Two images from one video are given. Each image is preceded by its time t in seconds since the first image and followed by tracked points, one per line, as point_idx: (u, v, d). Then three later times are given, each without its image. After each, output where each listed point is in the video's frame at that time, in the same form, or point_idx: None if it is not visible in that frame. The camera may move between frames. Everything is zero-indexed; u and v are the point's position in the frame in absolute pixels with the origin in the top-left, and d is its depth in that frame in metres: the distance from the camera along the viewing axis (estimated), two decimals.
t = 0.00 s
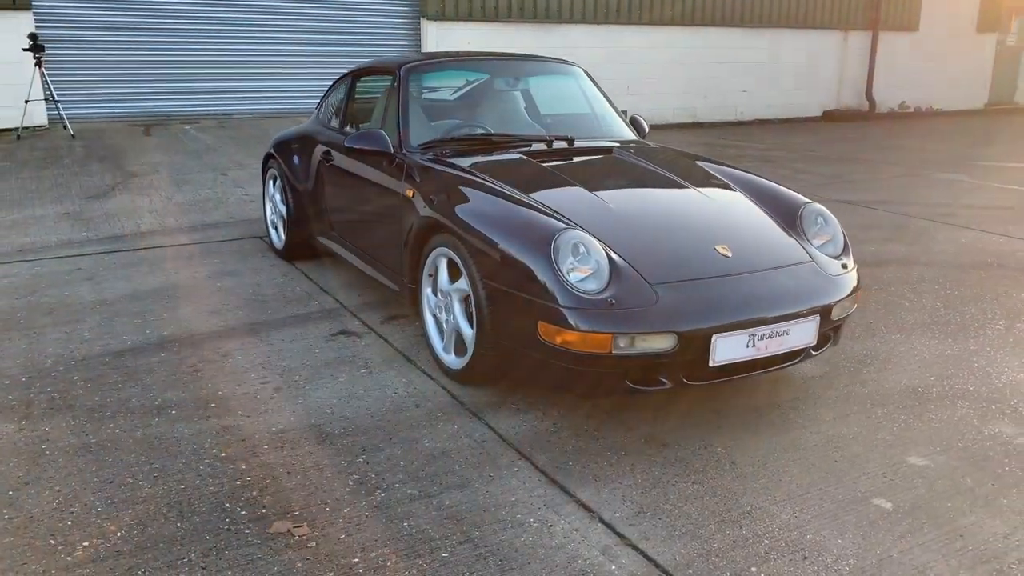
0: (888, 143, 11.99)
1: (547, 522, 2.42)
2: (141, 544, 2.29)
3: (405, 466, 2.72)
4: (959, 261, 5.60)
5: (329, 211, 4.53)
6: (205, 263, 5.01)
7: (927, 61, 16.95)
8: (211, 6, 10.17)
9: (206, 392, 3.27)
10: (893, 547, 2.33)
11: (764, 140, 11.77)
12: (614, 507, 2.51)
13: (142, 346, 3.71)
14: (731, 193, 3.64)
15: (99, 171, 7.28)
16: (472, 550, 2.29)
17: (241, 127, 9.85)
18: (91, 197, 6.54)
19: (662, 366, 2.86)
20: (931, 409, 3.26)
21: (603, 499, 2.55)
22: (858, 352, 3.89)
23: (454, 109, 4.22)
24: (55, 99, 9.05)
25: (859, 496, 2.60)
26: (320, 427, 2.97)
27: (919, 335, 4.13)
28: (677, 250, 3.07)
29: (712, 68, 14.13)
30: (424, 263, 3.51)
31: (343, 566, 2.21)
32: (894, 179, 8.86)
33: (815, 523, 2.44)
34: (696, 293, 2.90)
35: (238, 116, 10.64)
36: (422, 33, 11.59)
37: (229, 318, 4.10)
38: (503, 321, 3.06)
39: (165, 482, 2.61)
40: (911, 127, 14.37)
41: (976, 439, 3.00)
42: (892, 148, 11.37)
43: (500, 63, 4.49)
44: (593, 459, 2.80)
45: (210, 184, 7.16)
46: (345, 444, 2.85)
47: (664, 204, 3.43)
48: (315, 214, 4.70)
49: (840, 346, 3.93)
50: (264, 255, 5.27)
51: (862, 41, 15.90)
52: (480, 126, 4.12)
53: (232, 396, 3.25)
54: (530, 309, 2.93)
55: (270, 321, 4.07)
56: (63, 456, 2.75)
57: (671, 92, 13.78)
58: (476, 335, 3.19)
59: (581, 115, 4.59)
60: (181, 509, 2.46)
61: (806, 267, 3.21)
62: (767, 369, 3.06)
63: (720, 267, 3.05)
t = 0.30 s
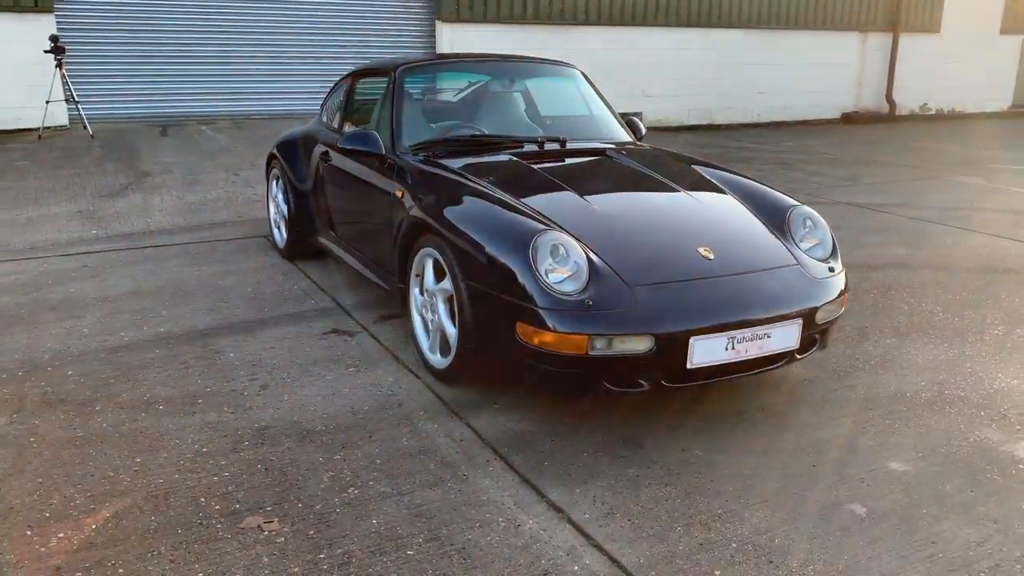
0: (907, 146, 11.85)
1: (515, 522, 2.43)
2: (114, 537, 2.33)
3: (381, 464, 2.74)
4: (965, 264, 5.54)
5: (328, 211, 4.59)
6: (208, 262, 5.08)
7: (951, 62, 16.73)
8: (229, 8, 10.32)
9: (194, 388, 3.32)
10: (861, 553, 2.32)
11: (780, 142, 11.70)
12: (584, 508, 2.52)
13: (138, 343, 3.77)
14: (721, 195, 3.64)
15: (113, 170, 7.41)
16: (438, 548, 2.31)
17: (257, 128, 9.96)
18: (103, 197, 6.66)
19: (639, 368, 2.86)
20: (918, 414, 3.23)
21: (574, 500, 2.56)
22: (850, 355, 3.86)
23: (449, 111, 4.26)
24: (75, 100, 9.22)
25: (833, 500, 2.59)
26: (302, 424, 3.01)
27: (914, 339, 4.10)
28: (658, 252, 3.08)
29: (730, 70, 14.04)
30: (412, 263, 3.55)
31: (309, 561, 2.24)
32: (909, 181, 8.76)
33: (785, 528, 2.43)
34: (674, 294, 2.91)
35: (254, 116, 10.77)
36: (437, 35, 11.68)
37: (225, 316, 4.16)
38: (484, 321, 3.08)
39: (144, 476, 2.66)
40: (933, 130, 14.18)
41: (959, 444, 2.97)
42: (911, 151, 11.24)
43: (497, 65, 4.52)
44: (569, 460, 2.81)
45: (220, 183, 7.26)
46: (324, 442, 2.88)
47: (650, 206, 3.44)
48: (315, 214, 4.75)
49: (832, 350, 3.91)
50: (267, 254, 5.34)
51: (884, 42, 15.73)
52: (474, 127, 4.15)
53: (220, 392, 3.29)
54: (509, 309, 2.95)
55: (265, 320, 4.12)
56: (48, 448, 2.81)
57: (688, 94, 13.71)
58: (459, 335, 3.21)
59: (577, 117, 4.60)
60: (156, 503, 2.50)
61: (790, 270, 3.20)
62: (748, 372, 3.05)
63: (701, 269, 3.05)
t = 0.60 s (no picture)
0: (941, 147, 11.55)
1: (487, 527, 2.40)
2: (86, 533, 2.33)
3: (361, 465, 2.72)
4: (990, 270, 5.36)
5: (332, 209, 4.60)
6: (216, 260, 5.12)
7: (994, 61, 16.25)
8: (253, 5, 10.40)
9: (186, 385, 3.33)
10: (839, 568, 2.25)
11: (809, 141, 11.47)
12: (560, 514, 2.47)
13: (136, 339, 3.80)
14: (723, 197, 3.55)
15: (135, 168, 7.49)
16: (406, 552, 2.28)
17: (280, 125, 10.03)
18: (122, 194, 6.74)
19: (625, 371, 2.81)
20: (920, 423, 3.12)
21: (552, 506, 2.52)
22: (854, 362, 3.76)
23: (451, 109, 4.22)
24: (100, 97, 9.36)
25: (818, 511, 2.51)
26: (287, 423, 3.01)
27: (924, 346, 3.98)
28: (649, 255, 3.02)
29: (760, 68, 13.81)
30: (405, 263, 3.52)
31: (275, 561, 2.23)
32: (942, 183, 8.51)
33: (764, 539, 2.37)
34: (662, 298, 2.85)
35: (278, 114, 10.86)
36: (462, 33, 11.67)
37: (226, 313, 4.17)
38: (471, 322, 3.05)
39: (125, 472, 2.67)
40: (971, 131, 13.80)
41: (959, 455, 2.87)
42: (945, 152, 10.95)
43: (501, 63, 4.47)
44: (551, 464, 2.77)
45: (238, 181, 7.31)
46: (307, 441, 2.87)
47: (645, 207, 3.37)
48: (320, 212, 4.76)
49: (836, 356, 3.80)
50: (276, 251, 5.36)
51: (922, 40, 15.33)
52: (474, 125, 4.12)
53: (210, 389, 3.30)
54: (495, 311, 2.91)
55: (265, 317, 4.13)
56: (33, 443, 2.83)
57: (717, 92, 13.52)
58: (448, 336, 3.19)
59: (584, 116, 4.54)
60: (131, 500, 2.50)
61: (787, 274, 3.10)
62: (741, 378, 2.98)
63: (692, 272, 2.98)
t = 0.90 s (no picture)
0: (969, 149, 11.31)
1: (462, 529, 2.38)
2: (63, 527, 2.34)
3: (342, 465, 2.72)
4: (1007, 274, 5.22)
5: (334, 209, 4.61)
6: (222, 259, 5.17)
7: None
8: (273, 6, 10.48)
9: (179, 382, 3.36)
10: None
11: (831, 142, 11.31)
12: (536, 518, 2.45)
13: (135, 336, 3.84)
14: (720, 198, 3.49)
15: (151, 168, 7.59)
16: (377, 553, 2.27)
17: (298, 125, 10.10)
18: (136, 193, 6.82)
19: (609, 375, 2.78)
20: (917, 429, 3.03)
21: (528, 510, 2.50)
22: (857, 360, 3.66)
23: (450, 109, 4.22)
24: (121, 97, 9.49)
25: (801, 521, 2.45)
26: (273, 422, 3.02)
27: (933, 343, 3.86)
28: (637, 257, 2.98)
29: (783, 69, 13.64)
30: (398, 263, 3.52)
31: (245, 560, 2.22)
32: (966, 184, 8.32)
33: (741, 548, 2.33)
34: (648, 301, 2.81)
35: (297, 114, 10.94)
36: (481, 33, 11.68)
37: (226, 312, 4.20)
38: (457, 324, 3.03)
39: (108, 468, 2.68)
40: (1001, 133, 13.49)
41: (953, 463, 2.79)
42: (971, 154, 10.72)
43: (502, 63, 4.45)
44: (534, 468, 2.74)
45: (252, 181, 7.38)
46: (291, 440, 2.88)
47: (639, 208, 3.33)
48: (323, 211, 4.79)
49: (838, 353, 3.71)
50: (282, 250, 5.40)
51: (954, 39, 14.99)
52: (472, 125, 4.11)
53: (202, 387, 3.32)
54: (479, 312, 2.90)
55: (263, 316, 4.15)
56: (21, 439, 2.86)
57: (739, 93, 13.38)
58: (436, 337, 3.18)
59: (586, 116, 4.50)
60: (111, 496, 2.51)
61: (780, 278, 3.02)
62: (730, 383, 2.93)
63: (680, 275, 2.93)
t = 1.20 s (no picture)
0: (993, 151, 11.07)
1: (436, 533, 2.36)
2: (40, 523, 2.34)
3: (323, 466, 2.71)
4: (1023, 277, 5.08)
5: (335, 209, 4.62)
6: (227, 259, 5.20)
7: None
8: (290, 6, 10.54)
9: (170, 380, 3.37)
10: None
11: (851, 143, 11.14)
12: (512, 522, 2.42)
13: (132, 334, 3.86)
14: (716, 199, 3.42)
15: (165, 168, 7.68)
16: (349, 555, 2.26)
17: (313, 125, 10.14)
18: (149, 192, 6.88)
19: (593, 378, 2.75)
20: (915, 434, 2.89)
21: (505, 514, 2.47)
22: (859, 362, 3.55)
23: (447, 110, 4.20)
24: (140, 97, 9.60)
25: (782, 529, 2.38)
26: (259, 422, 3.02)
27: (940, 345, 3.70)
28: (625, 257, 2.92)
29: (805, 69, 13.48)
30: (390, 263, 3.50)
31: (216, 559, 2.22)
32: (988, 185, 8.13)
33: (718, 556, 2.28)
34: (633, 302, 2.76)
35: (314, 114, 10.99)
36: (497, 33, 11.69)
37: (224, 311, 4.22)
38: (443, 325, 3.01)
39: (91, 465, 2.68)
40: None
41: (944, 472, 2.65)
42: (996, 156, 10.48)
43: (502, 63, 4.42)
44: (514, 471, 2.72)
45: (264, 181, 7.43)
46: (275, 440, 2.88)
47: (632, 207, 3.26)
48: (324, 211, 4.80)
49: (837, 355, 3.61)
50: (287, 250, 5.42)
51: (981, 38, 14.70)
52: (469, 125, 4.09)
53: (192, 385, 3.33)
54: (464, 314, 2.88)
55: (261, 315, 4.15)
56: (9, 434, 2.88)
57: (759, 93, 13.24)
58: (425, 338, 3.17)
59: (587, 116, 4.46)
60: (92, 493, 2.51)
61: (772, 280, 2.94)
62: (719, 388, 2.87)
63: (668, 276, 2.88)
